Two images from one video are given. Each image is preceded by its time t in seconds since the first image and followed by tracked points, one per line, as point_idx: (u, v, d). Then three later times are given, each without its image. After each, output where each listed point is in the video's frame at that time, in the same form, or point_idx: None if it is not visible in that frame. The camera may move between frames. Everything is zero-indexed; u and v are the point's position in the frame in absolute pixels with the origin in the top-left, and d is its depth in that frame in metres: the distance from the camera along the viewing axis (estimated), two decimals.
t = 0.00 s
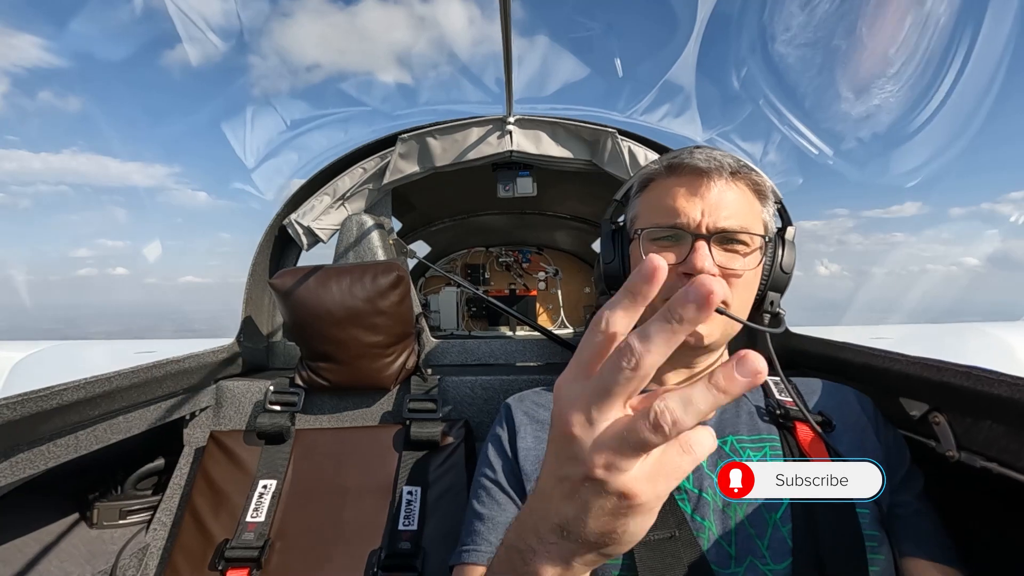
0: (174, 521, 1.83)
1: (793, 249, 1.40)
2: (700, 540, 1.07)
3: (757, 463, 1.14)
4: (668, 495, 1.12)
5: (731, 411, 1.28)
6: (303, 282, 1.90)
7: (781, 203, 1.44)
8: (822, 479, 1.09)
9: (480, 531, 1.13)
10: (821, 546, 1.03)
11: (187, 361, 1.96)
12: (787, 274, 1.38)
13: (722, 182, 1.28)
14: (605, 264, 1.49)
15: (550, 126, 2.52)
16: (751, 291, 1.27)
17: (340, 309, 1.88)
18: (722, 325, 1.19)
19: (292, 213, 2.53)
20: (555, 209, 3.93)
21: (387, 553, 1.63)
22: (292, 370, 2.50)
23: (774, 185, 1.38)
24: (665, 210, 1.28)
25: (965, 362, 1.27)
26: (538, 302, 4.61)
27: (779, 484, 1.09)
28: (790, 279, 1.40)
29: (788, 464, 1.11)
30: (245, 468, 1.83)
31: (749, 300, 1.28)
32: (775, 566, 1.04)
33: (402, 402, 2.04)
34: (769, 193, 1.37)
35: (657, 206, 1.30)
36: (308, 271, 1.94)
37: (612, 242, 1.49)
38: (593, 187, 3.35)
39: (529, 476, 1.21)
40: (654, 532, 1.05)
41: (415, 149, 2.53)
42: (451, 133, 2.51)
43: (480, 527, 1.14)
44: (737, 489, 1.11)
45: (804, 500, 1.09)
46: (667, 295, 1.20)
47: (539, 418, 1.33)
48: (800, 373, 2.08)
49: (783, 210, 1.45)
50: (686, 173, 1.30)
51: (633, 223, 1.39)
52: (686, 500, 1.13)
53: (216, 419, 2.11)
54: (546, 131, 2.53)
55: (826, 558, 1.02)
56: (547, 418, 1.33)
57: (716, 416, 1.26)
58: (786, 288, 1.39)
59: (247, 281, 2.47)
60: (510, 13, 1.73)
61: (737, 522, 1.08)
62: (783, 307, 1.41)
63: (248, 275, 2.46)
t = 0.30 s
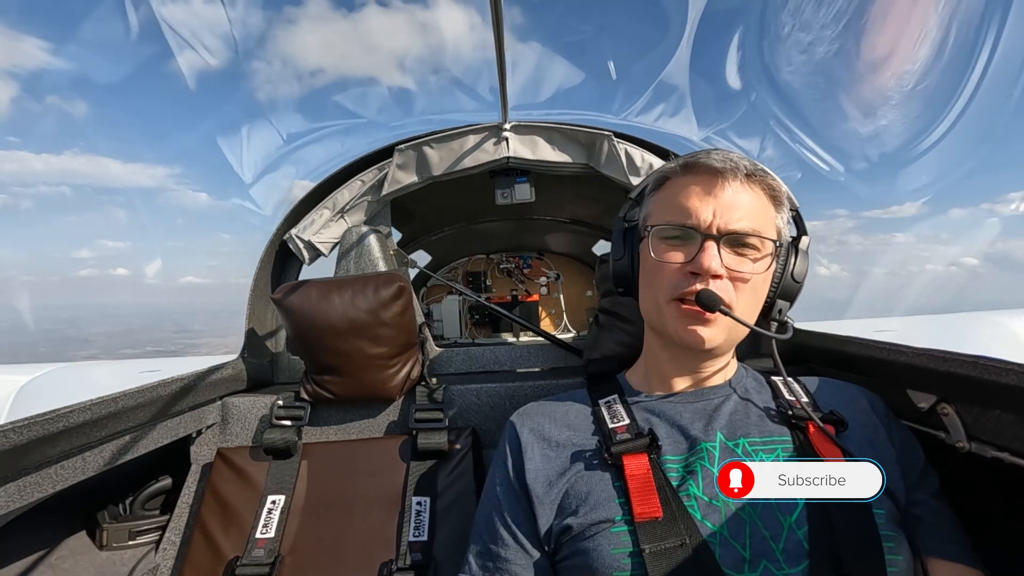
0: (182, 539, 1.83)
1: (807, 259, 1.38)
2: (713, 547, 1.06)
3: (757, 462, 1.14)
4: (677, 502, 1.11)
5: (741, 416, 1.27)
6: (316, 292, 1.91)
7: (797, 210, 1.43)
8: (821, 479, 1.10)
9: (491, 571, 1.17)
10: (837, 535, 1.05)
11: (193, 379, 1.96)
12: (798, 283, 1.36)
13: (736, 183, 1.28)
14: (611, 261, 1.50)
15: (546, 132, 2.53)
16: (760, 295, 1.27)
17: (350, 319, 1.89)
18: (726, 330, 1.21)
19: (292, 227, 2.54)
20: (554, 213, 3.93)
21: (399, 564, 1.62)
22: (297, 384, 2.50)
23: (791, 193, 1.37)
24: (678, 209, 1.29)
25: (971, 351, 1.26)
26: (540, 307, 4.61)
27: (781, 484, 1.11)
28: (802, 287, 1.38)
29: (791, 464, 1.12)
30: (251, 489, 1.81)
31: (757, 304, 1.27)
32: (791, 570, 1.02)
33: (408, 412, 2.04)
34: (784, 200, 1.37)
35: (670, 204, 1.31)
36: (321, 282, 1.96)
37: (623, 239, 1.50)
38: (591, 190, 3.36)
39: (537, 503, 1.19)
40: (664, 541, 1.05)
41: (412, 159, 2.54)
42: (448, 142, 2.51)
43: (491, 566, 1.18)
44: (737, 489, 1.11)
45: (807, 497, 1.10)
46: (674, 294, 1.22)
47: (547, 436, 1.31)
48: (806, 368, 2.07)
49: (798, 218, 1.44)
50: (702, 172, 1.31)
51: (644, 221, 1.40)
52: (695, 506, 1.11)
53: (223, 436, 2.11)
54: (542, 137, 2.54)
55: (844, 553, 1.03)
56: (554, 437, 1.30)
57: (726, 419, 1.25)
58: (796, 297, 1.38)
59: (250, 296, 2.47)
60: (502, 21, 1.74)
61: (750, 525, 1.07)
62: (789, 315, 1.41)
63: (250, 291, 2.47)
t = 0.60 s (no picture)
0: (181, 537, 1.83)
1: (797, 256, 1.38)
2: (710, 549, 1.05)
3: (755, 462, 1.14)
4: (674, 504, 1.10)
5: (739, 418, 1.26)
6: (306, 298, 1.90)
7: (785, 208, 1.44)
8: (821, 479, 1.10)
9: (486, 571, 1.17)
10: (838, 539, 1.04)
11: (193, 378, 1.95)
12: (792, 281, 1.37)
13: (729, 189, 1.28)
14: (607, 272, 1.49)
15: (548, 134, 2.54)
16: (759, 299, 1.28)
17: (346, 323, 1.88)
18: (730, 337, 1.21)
19: (294, 227, 2.54)
20: (556, 216, 3.93)
21: (398, 565, 1.62)
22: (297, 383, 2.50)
23: (779, 193, 1.38)
24: (672, 219, 1.28)
25: (973, 358, 1.26)
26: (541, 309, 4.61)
27: (779, 484, 1.11)
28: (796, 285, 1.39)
29: (789, 464, 1.12)
30: (250, 488, 1.82)
31: (757, 307, 1.28)
32: (788, 572, 1.02)
33: (408, 413, 2.04)
34: (774, 200, 1.38)
35: (663, 214, 1.31)
36: (312, 288, 1.95)
37: (615, 249, 1.49)
38: (593, 193, 3.36)
39: (534, 503, 1.19)
40: (661, 543, 1.05)
41: (415, 160, 2.54)
42: (451, 143, 2.52)
43: (486, 566, 1.18)
44: (736, 488, 1.11)
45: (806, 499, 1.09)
46: (676, 305, 1.22)
47: (545, 437, 1.31)
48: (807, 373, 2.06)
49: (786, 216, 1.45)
50: (694, 180, 1.30)
51: (637, 230, 1.39)
52: (693, 507, 1.11)
53: (223, 434, 2.11)
54: (544, 139, 2.54)
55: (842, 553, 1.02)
56: (553, 437, 1.30)
57: (724, 420, 1.25)
58: (791, 295, 1.38)
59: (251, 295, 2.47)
60: (506, 23, 1.74)
61: (748, 528, 1.07)
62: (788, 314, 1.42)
63: (252, 290, 2.47)
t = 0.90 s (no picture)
0: (175, 517, 1.84)
1: (793, 258, 1.38)
2: (696, 544, 1.06)
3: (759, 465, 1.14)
4: (662, 500, 1.11)
5: (730, 416, 1.27)
6: (309, 280, 1.90)
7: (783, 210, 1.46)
8: (822, 486, 1.09)
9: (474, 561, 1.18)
10: (825, 540, 1.05)
11: (190, 358, 1.96)
12: (787, 282, 1.37)
13: (737, 185, 1.28)
14: (608, 264, 1.47)
15: (554, 126, 2.52)
16: (758, 297, 1.29)
17: (348, 307, 1.88)
18: (733, 331, 1.21)
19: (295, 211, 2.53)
20: (558, 210, 3.92)
21: (388, 551, 1.63)
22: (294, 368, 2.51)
23: (782, 193, 1.39)
24: (680, 211, 1.27)
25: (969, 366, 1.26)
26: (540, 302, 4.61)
27: (779, 491, 1.10)
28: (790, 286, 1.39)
29: (790, 470, 1.11)
30: (242, 471, 1.82)
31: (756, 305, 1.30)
32: (773, 569, 1.03)
33: (403, 400, 2.05)
34: (776, 200, 1.39)
35: (671, 206, 1.30)
36: (315, 271, 1.94)
37: (616, 241, 1.47)
38: (596, 188, 3.35)
39: (524, 496, 1.20)
40: (648, 537, 1.06)
41: (418, 148, 2.53)
42: (455, 133, 2.51)
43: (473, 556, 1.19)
44: (736, 489, 1.11)
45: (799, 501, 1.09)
46: (682, 298, 1.21)
47: (538, 431, 1.32)
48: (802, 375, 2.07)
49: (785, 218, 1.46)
50: (703, 174, 1.30)
51: (641, 223, 1.38)
52: (681, 503, 1.11)
53: (218, 415, 2.12)
54: (549, 132, 2.53)
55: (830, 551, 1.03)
56: (545, 432, 1.31)
57: (715, 418, 1.26)
58: (785, 296, 1.39)
59: (250, 278, 2.47)
60: (515, 13, 1.73)
61: (735, 525, 1.07)
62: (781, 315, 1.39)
63: (251, 273, 2.47)
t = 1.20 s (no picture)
0: (174, 512, 1.85)
1: (798, 258, 1.38)
2: (696, 544, 1.07)
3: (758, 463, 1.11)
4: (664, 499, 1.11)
5: (730, 417, 1.27)
6: (308, 276, 1.91)
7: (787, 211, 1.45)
8: (818, 484, 1.07)
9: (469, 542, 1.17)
10: (823, 543, 1.05)
11: (190, 354, 1.96)
12: (789, 283, 1.37)
13: (736, 185, 1.27)
14: (607, 262, 1.48)
15: (555, 125, 2.52)
16: (756, 298, 1.29)
17: (346, 303, 1.88)
18: (728, 331, 1.21)
19: (296, 208, 2.53)
20: (560, 208, 3.92)
21: (387, 548, 1.64)
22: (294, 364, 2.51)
23: (784, 194, 1.38)
24: (677, 211, 1.28)
25: (969, 368, 1.26)
26: (540, 300, 4.61)
27: (775, 489, 1.07)
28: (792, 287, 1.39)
29: (787, 468, 1.07)
30: (242, 467, 1.82)
31: (754, 306, 1.29)
32: (772, 570, 1.03)
33: (403, 398, 2.05)
34: (778, 201, 1.38)
35: (669, 205, 1.30)
36: (315, 267, 1.94)
37: (615, 240, 1.47)
38: (597, 186, 3.34)
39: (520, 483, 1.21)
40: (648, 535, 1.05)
41: (420, 146, 2.53)
42: (457, 130, 2.50)
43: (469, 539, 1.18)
44: (737, 489, 1.10)
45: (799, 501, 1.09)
46: (676, 297, 1.21)
47: (538, 423, 1.32)
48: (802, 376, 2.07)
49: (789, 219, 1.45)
50: (701, 174, 1.30)
51: (640, 222, 1.38)
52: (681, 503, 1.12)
53: (218, 411, 2.12)
54: (551, 130, 2.52)
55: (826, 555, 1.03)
56: (545, 424, 1.32)
57: (716, 418, 1.26)
58: (788, 296, 1.38)
59: (251, 274, 2.47)
60: (518, 11, 1.72)
61: (735, 525, 1.08)
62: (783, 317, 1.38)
63: (252, 269, 2.47)
